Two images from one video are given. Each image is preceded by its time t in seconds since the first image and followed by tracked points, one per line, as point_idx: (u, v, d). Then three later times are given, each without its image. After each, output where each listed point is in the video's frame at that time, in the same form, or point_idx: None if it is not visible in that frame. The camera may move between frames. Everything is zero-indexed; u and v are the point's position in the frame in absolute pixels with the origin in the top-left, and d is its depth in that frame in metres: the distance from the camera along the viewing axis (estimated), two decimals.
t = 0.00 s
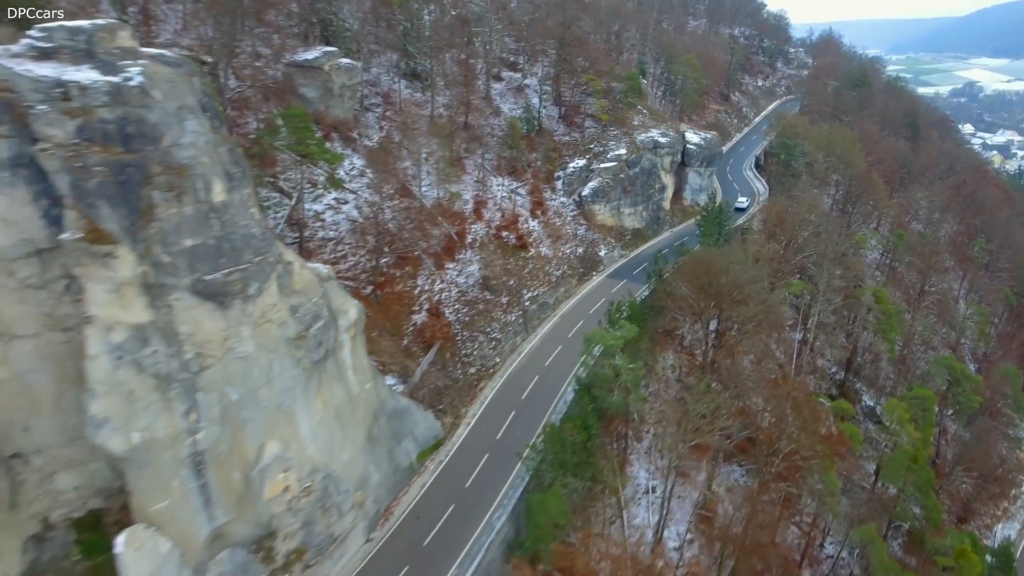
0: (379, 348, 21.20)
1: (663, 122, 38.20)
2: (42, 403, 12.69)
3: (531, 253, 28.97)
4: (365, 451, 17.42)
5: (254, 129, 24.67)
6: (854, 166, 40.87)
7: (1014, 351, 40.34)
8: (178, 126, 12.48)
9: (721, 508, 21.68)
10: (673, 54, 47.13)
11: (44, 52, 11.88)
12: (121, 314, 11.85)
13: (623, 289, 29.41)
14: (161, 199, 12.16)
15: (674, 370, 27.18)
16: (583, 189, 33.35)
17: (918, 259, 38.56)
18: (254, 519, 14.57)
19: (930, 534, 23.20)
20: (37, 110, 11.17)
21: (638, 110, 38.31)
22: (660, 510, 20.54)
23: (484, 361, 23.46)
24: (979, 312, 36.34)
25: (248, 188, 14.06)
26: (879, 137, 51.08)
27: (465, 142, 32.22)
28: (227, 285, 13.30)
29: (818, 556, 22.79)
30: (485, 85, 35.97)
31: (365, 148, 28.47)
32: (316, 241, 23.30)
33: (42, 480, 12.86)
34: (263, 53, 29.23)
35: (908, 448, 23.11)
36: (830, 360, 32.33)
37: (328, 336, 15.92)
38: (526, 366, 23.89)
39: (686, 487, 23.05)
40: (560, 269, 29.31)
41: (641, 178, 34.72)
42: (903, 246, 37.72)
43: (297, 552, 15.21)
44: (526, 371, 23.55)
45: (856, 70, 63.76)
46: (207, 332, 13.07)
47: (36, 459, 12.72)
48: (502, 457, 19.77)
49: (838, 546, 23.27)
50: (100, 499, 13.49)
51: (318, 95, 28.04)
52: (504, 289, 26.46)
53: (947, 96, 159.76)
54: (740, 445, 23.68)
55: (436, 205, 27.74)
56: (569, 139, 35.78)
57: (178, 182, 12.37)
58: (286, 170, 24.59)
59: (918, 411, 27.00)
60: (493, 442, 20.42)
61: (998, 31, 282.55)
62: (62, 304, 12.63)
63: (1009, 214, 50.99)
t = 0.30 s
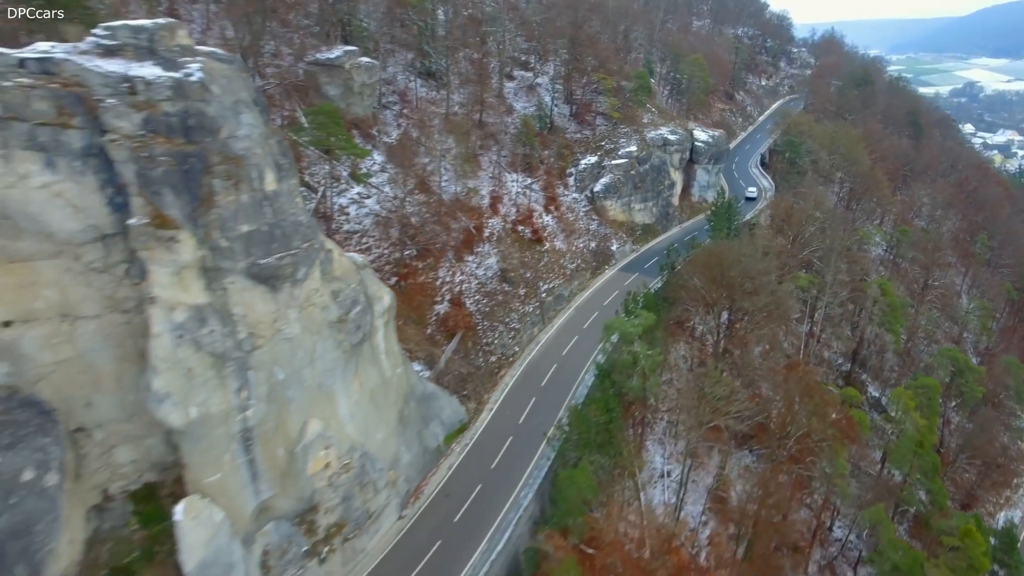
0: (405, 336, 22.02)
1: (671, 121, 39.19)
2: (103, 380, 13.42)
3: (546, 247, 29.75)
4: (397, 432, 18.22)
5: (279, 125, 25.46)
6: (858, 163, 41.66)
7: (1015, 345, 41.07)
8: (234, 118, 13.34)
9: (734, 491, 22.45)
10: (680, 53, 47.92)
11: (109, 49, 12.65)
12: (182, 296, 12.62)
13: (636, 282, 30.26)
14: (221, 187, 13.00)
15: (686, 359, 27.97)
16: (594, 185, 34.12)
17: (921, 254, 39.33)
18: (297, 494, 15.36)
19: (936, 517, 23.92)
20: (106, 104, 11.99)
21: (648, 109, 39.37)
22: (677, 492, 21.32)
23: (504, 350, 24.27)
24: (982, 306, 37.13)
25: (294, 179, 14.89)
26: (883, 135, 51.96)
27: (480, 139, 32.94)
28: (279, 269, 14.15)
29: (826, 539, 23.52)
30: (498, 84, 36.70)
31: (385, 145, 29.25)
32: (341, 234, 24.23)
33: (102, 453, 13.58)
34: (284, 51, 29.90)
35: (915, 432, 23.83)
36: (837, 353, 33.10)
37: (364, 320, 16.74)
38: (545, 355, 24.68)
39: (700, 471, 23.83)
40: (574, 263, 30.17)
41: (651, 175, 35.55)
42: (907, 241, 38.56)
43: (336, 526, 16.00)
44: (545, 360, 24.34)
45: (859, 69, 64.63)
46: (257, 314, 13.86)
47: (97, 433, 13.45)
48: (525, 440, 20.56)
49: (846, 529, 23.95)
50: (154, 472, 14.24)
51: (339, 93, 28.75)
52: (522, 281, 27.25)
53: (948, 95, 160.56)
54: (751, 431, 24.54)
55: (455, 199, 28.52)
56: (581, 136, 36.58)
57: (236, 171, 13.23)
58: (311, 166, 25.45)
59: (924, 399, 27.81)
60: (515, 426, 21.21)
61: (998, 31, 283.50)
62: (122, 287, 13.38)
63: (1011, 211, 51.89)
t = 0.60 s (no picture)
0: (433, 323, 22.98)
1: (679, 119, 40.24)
2: (166, 357, 14.31)
3: (563, 240, 30.69)
4: (431, 412, 19.15)
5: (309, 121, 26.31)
6: (863, 161, 42.59)
7: (1016, 338, 42.01)
8: (291, 111, 14.30)
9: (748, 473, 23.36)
10: (688, 53, 48.83)
11: (175, 46, 13.53)
12: (244, 277, 13.55)
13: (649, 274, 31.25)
14: (281, 175, 14.01)
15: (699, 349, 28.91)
16: (607, 181, 35.04)
17: (925, 250, 40.28)
18: (341, 467, 16.32)
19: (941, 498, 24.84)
20: (177, 97, 12.89)
21: (657, 107, 40.40)
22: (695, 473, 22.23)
23: (525, 338, 25.23)
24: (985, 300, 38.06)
25: (341, 169, 15.85)
26: (886, 133, 52.96)
27: (497, 137, 33.78)
28: (331, 253, 15.13)
29: (837, 519, 24.38)
30: (512, 82, 37.58)
31: (407, 141, 30.14)
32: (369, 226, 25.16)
33: (164, 425, 14.45)
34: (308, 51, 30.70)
35: (923, 418, 24.78)
36: (844, 344, 34.03)
37: (403, 304, 17.66)
38: (564, 343, 25.63)
39: (714, 455, 24.75)
40: (590, 256, 31.16)
41: (662, 171, 36.50)
42: (911, 235, 39.54)
43: (377, 498, 16.92)
44: (564, 347, 25.30)
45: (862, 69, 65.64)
46: (310, 295, 14.79)
47: (160, 407, 14.32)
48: (550, 422, 21.49)
49: (856, 511, 24.83)
50: (210, 445, 15.12)
51: (362, 91, 29.58)
52: (541, 273, 28.21)
53: (948, 95, 161.55)
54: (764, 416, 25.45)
55: (476, 193, 29.42)
56: (594, 134, 37.50)
57: (295, 161, 14.25)
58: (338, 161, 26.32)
59: (929, 387, 28.75)
60: (539, 409, 22.14)
61: (997, 32, 284.66)
62: (184, 270, 14.29)
63: (1012, 208, 52.88)
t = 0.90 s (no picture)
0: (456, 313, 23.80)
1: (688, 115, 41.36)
2: (216, 339, 15.10)
3: (576, 235, 31.50)
4: (458, 396, 19.97)
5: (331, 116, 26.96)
6: (867, 158, 43.51)
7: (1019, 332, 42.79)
8: (335, 106, 15.10)
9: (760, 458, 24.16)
10: (695, 52, 49.60)
11: (226, 44, 14.31)
12: (292, 262, 14.37)
13: (660, 268, 32.11)
14: (327, 165, 14.86)
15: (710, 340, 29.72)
16: (618, 177, 35.84)
17: (928, 245, 41.09)
18: (377, 446, 17.15)
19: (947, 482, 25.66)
20: (231, 92, 13.66)
21: (666, 106, 41.20)
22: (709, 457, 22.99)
23: (543, 328, 26.08)
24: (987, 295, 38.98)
25: (379, 161, 16.67)
26: (889, 131, 53.82)
27: (510, 133, 34.51)
28: (373, 240, 15.95)
29: (845, 504, 25.16)
30: (524, 81, 38.33)
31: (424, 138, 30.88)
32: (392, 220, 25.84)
33: (213, 404, 15.23)
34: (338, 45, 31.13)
35: (928, 405, 25.63)
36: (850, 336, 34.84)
37: (434, 291, 18.47)
38: (580, 333, 26.45)
39: (727, 441, 25.52)
40: (603, 250, 32.03)
41: (672, 168, 37.30)
42: (915, 231, 40.42)
43: (410, 477, 17.72)
44: (580, 338, 26.12)
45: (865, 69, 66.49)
46: (351, 280, 15.59)
47: (210, 386, 15.12)
48: (569, 407, 22.29)
49: (863, 496, 25.60)
50: (255, 424, 15.89)
51: (382, 88, 30.25)
52: (557, 266, 29.05)
53: (948, 95, 162.42)
54: (774, 404, 26.24)
55: (492, 187, 30.16)
56: (605, 131, 38.29)
57: (340, 152, 15.09)
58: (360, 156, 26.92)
59: (934, 376, 29.57)
60: (559, 395, 22.94)
61: (998, 32, 285.65)
62: (231, 257, 15.07)
63: (1013, 204, 53.79)
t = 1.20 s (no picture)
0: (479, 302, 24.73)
1: (697, 113, 42.40)
2: (265, 320, 15.98)
3: (591, 229, 32.38)
4: (486, 379, 20.88)
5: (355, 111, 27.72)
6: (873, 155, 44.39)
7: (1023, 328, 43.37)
8: (381, 100, 15.96)
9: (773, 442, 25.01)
10: (703, 51, 50.47)
11: (278, 42, 15.22)
12: (340, 248, 15.27)
13: (673, 262, 33.02)
14: (374, 156, 15.75)
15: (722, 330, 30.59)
16: (631, 173, 36.72)
17: (932, 241, 41.95)
18: (413, 425, 18.05)
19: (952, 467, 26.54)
20: (285, 87, 14.55)
21: (676, 104, 42.08)
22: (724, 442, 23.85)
23: (562, 318, 26.98)
24: (990, 290, 39.83)
25: (418, 153, 17.55)
26: (894, 130, 54.74)
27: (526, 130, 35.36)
28: (414, 227, 16.82)
29: (855, 488, 26.00)
30: (538, 79, 39.20)
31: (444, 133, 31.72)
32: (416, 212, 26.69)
33: (263, 382, 16.12)
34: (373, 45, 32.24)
35: (935, 393, 26.50)
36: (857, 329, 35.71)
37: (466, 278, 19.37)
38: (598, 323, 27.34)
39: (740, 428, 26.37)
40: (617, 244, 32.94)
41: (683, 164, 38.19)
42: (920, 227, 41.29)
43: (443, 455, 18.62)
44: (598, 327, 27.00)
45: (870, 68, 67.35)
46: (393, 265, 16.48)
47: (260, 364, 16.02)
48: (590, 392, 23.19)
49: (872, 481, 26.44)
50: (300, 402, 16.77)
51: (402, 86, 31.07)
52: (574, 258, 29.95)
53: (950, 95, 163.29)
54: (786, 391, 27.09)
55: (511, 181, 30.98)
56: (617, 128, 39.16)
57: (385, 144, 15.98)
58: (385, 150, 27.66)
59: (940, 366, 30.44)
60: (580, 381, 23.82)
61: (999, 32, 286.44)
62: (280, 243, 15.93)
63: (1016, 202, 54.63)
